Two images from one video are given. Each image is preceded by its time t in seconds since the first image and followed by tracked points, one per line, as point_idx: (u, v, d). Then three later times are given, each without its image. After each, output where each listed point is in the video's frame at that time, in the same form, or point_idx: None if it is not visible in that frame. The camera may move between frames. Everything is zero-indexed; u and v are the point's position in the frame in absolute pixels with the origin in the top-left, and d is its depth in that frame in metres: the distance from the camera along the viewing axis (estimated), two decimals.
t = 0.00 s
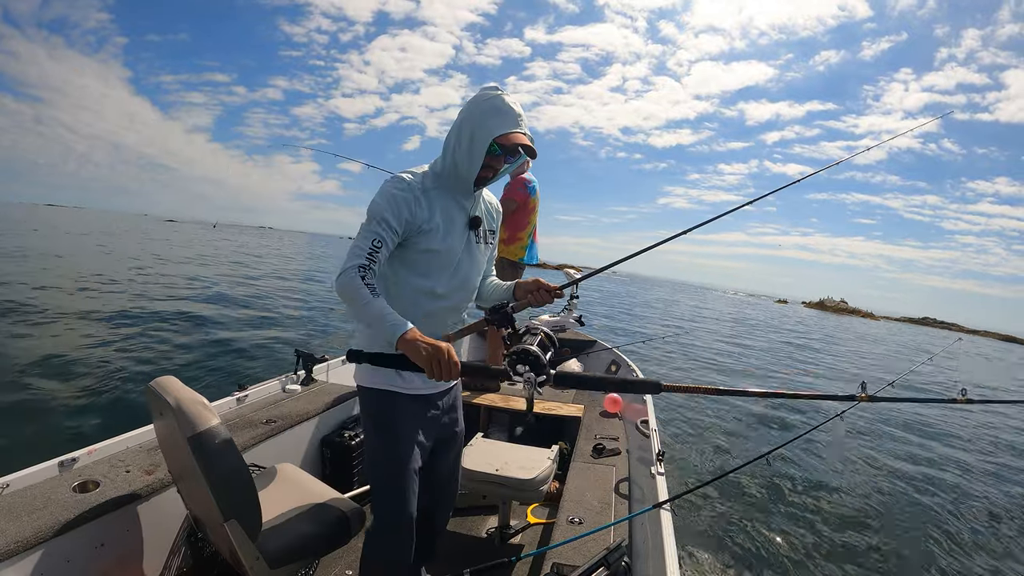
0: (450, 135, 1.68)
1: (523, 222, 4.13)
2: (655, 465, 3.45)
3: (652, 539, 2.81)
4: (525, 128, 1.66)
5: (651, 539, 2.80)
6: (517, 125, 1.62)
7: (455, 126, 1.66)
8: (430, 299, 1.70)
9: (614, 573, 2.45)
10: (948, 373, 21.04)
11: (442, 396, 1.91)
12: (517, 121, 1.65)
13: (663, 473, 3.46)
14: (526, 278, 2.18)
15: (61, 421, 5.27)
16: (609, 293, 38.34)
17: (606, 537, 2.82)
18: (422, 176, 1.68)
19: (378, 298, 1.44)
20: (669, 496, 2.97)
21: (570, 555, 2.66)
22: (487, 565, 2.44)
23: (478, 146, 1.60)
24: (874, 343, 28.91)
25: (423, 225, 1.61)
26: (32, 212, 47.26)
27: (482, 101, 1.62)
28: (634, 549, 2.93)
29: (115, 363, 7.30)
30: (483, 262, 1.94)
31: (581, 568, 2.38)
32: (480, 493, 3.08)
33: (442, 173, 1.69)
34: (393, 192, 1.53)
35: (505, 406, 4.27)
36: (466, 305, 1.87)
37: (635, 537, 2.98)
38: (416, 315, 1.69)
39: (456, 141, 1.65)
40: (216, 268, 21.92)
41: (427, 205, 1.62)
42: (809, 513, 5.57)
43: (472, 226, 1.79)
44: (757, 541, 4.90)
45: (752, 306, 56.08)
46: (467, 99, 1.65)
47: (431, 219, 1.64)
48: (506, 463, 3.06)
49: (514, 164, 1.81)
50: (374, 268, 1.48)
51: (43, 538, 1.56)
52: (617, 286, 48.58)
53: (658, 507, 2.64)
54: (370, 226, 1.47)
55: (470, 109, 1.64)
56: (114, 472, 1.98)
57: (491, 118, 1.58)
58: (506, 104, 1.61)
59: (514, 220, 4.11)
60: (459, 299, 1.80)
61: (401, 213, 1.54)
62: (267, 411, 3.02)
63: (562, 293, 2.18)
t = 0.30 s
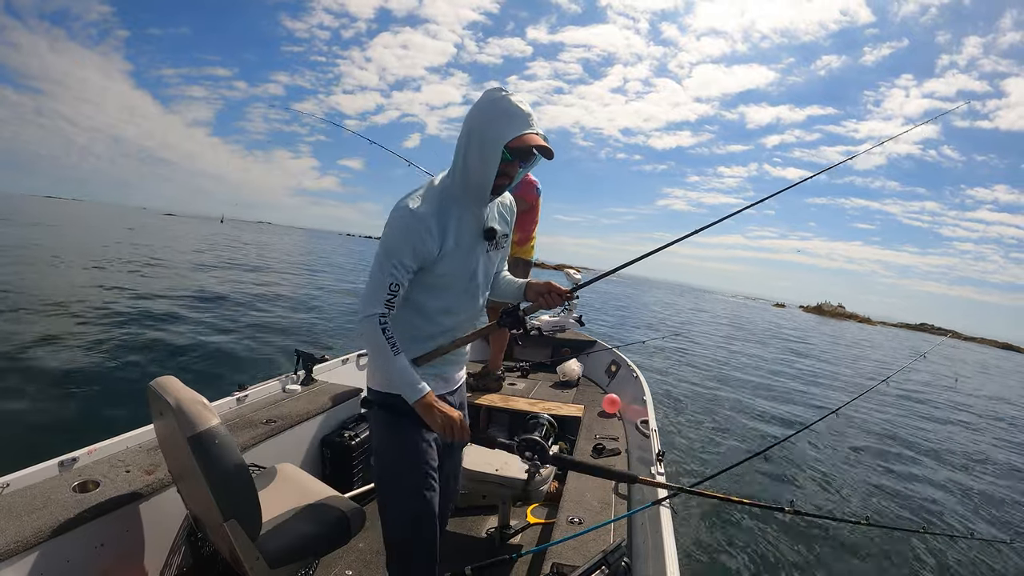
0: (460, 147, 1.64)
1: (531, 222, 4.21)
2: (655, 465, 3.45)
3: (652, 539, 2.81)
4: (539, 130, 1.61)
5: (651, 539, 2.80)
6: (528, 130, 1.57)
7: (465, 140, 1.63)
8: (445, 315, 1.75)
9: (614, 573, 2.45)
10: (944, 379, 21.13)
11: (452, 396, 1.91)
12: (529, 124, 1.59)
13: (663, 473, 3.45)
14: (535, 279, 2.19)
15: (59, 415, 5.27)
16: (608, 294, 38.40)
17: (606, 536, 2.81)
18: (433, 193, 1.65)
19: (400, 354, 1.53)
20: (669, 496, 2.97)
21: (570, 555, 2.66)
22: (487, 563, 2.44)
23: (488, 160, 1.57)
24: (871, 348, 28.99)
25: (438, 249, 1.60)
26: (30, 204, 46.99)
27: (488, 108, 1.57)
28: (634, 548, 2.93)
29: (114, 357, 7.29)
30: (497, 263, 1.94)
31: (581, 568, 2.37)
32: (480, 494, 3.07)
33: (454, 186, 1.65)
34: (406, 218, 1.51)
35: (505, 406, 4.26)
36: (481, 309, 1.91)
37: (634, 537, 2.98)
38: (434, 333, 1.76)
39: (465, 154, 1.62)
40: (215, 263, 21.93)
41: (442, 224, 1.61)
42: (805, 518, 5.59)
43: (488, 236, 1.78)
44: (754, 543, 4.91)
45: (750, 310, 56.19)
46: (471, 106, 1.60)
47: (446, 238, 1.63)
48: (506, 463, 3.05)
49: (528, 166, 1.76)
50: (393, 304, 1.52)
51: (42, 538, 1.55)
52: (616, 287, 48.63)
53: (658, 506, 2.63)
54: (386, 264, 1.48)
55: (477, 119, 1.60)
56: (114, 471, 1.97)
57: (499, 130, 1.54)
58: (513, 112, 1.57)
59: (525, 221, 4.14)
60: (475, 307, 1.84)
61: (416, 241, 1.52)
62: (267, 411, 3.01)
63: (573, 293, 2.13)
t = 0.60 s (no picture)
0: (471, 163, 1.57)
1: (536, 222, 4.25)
2: (655, 464, 3.46)
3: (652, 539, 2.81)
4: (557, 147, 1.53)
5: (651, 538, 2.80)
6: (545, 148, 1.49)
7: (476, 157, 1.56)
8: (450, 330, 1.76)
9: (614, 573, 2.45)
10: (943, 380, 21.20)
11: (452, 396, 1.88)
12: (546, 141, 1.51)
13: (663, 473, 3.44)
14: (546, 289, 2.16)
15: (58, 413, 5.27)
16: (607, 293, 38.47)
17: (606, 536, 2.82)
18: (442, 211, 1.59)
19: (407, 391, 1.55)
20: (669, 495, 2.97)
21: (570, 555, 2.66)
22: (487, 563, 2.44)
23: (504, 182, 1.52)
24: (869, 348, 29.09)
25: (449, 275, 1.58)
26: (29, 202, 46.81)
27: (503, 124, 1.48)
28: (634, 549, 2.93)
29: (113, 356, 7.29)
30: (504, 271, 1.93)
31: (582, 568, 2.37)
32: (480, 494, 3.07)
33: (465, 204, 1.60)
34: (416, 246, 1.47)
35: (505, 406, 4.27)
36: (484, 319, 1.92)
37: (633, 537, 2.99)
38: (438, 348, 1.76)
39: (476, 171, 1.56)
40: (214, 261, 21.91)
41: (452, 247, 1.57)
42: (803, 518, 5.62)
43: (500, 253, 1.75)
44: (752, 543, 4.91)
45: (749, 309, 56.34)
46: (484, 119, 1.51)
47: (457, 259, 1.60)
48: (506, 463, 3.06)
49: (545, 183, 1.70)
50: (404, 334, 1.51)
51: (42, 538, 1.55)
52: (615, 287, 48.73)
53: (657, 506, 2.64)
54: (398, 296, 1.46)
55: (490, 135, 1.52)
56: (113, 472, 1.96)
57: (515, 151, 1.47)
58: (529, 129, 1.49)
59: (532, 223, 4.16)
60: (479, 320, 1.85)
61: (427, 269, 1.49)
62: (267, 411, 3.00)
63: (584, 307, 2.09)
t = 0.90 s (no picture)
0: (478, 226, 1.49)
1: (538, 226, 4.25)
2: (655, 465, 3.48)
3: (652, 538, 2.84)
4: (568, 216, 1.44)
5: (651, 538, 2.83)
6: (554, 222, 1.40)
7: (485, 221, 1.47)
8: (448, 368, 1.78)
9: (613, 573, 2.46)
10: (943, 371, 21.22)
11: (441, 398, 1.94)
12: (555, 213, 1.42)
13: (663, 473, 3.50)
14: (536, 325, 2.30)
15: (59, 419, 5.28)
16: (606, 292, 38.45)
17: (606, 536, 2.84)
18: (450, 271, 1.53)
19: (410, 444, 1.58)
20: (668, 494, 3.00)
21: (571, 555, 2.68)
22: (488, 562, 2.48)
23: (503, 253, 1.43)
24: (870, 340, 29.11)
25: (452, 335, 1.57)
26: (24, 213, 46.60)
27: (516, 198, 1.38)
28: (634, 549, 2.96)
29: (114, 363, 7.30)
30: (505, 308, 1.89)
31: (581, 568, 2.38)
32: (480, 494, 3.09)
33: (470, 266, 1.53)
34: (422, 312, 1.44)
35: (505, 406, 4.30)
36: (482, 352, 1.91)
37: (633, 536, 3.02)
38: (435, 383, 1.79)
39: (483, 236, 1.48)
40: (212, 267, 21.88)
41: (458, 310, 1.53)
42: (804, 512, 5.62)
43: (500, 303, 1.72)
44: (755, 539, 4.93)
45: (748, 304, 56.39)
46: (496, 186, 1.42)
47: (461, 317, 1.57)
48: (506, 463, 3.07)
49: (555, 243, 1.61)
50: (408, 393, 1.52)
51: (42, 538, 1.56)
52: (614, 285, 48.75)
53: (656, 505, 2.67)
54: (404, 364, 1.46)
55: (498, 203, 1.42)
56: (113, 472, 1.98)
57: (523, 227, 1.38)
58: (539, 201, 1.40)
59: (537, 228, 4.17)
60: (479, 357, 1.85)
61: (431, 336, 1.47)
62: (268, 411, 3.02)
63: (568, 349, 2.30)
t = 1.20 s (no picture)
0: (482, 284, 1.52)
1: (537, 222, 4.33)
2: (654, 466, 3.51)
3: (652, 538, 2.86)
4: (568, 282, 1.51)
5: (651, 539, 2.86)
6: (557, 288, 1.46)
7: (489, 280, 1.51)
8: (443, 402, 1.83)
9: (613, 573, 2.45)
10: (945, 359, 21.23)
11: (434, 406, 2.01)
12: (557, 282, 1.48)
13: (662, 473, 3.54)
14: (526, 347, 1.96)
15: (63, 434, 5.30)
16: (606, 291, 38.48)
17: (606, 536, 2.86)
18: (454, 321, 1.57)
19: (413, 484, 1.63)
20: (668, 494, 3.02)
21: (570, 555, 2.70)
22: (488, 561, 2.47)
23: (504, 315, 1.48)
24: (871, 330, 29.13)
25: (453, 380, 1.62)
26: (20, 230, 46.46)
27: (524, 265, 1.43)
28: (634, 549, 2.98)
29: (116, 377, 7.33)
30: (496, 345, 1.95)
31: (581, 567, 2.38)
32: (480, 494, 3.11)
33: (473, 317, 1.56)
34: (429, 364, 1.48)
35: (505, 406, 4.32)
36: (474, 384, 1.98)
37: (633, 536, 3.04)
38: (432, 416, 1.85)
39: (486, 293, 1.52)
40: (212, 279, 21.89)
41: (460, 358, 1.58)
42: (807, 505, 5.64)
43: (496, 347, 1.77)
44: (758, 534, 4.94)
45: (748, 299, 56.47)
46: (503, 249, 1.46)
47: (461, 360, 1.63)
48: (506, 463, 3.09)
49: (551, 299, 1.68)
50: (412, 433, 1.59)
51: (42, 539, 1.57)
52: (614, 284, 48.84)
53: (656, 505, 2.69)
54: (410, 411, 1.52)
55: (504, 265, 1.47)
56: (113, 472, 1.99)
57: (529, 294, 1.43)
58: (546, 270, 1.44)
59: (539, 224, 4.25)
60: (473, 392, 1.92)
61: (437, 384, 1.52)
62: (267, 411, 3.03)
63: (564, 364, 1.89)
